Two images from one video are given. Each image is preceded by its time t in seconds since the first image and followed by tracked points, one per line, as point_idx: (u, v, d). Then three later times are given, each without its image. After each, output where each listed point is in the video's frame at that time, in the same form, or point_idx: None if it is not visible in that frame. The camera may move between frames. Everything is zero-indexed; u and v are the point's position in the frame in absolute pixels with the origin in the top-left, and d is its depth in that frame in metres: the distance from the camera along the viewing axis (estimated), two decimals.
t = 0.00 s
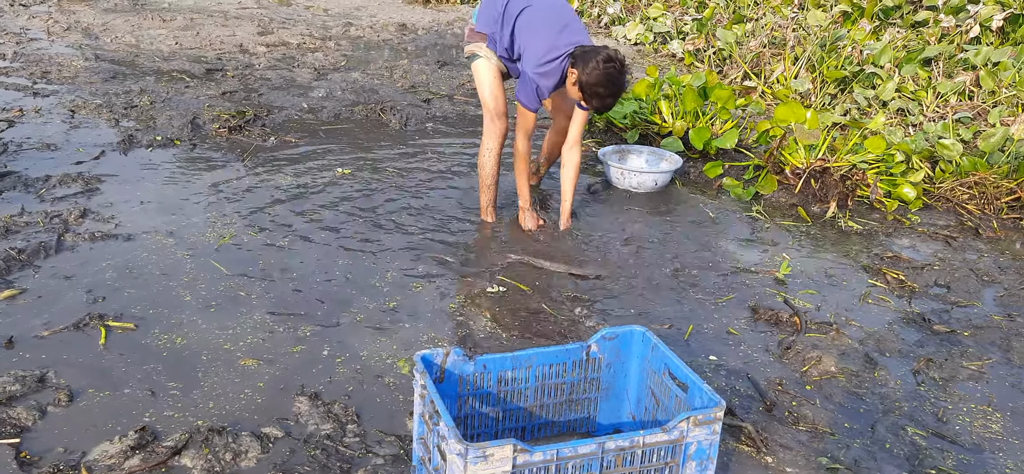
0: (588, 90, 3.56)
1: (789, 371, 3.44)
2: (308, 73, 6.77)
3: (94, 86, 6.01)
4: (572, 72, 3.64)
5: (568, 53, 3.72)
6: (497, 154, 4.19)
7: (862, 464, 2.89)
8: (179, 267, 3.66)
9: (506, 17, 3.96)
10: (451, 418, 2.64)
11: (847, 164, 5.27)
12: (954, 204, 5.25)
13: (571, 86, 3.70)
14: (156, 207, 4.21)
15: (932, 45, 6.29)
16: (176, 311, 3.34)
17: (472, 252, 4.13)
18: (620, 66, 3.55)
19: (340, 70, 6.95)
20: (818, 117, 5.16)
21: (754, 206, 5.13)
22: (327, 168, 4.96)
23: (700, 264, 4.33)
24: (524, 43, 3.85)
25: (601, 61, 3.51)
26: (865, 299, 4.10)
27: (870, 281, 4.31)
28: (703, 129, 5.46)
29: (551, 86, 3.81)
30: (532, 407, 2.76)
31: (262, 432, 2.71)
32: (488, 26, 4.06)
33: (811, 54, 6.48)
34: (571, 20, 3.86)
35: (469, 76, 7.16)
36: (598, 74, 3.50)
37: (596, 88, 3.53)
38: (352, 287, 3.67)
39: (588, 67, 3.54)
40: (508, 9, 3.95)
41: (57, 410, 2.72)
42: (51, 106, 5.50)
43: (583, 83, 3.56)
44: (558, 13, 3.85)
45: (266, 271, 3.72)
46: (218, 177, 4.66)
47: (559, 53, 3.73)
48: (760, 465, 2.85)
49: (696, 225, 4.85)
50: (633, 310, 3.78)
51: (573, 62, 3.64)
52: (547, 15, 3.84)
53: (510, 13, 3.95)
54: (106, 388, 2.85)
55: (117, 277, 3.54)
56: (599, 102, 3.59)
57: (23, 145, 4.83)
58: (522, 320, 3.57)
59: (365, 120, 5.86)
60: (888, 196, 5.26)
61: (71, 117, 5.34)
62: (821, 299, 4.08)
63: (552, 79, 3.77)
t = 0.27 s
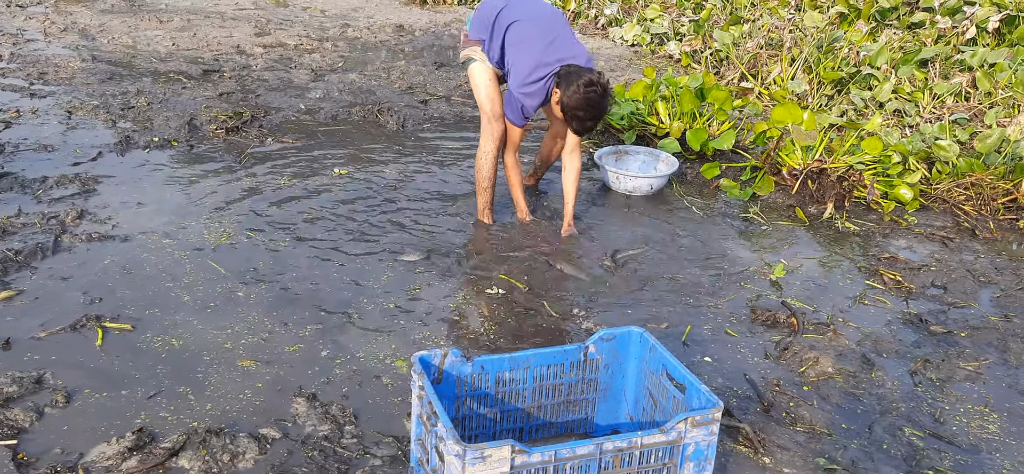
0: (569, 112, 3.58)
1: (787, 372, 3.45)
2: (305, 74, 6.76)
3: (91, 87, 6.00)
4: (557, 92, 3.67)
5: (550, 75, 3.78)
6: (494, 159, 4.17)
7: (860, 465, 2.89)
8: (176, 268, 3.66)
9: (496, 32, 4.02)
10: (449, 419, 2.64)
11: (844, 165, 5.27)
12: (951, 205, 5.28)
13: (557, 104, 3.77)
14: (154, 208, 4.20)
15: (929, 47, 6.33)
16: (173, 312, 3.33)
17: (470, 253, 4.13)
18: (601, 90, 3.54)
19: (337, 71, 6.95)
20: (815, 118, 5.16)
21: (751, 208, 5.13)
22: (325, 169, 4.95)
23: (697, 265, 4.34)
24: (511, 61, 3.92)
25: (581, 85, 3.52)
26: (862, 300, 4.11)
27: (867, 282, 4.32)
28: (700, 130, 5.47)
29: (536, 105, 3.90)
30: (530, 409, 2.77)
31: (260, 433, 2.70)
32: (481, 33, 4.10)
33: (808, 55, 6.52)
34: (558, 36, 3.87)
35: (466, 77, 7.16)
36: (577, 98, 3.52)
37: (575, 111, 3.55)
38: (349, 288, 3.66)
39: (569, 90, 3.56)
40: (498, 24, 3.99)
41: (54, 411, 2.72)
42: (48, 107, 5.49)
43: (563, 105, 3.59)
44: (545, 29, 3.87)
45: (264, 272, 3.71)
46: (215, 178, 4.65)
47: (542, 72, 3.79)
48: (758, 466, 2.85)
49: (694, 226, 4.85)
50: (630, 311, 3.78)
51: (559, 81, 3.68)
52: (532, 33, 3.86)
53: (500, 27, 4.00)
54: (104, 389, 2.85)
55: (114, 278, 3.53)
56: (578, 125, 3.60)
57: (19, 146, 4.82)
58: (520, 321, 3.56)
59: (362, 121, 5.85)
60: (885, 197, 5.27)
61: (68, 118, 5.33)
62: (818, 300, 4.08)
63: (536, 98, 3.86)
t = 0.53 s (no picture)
0: (556, 119, 3.59)
1: (784, 373, 3.45)
2: (303, 75, 6.76)
3: (88, 88, 5.99)
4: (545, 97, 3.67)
5: (539, 82, 3.78)
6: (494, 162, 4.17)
7: (857, 465, 2.90)
8: (174, 269, 3.65)
9: (490, 39, 4.05)
10: (446, 420, 2.64)
11: (842, 167, 5.24)
12: (947, 206, 5.30)
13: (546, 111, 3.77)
14: (152, 209, 4.20)
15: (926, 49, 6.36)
16: (171, 313, 3.33)
17: (468, 254, 4.13)
18: (587, 96, 3.52)
19: (335, 72, 6.95)
20: (813, 120, 5.19)
21: (747, 209, 5.12)
22: (323, 170, 4.95)
23: (695, 266, 4.34)
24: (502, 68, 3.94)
25: (566, 92, 3.52)
26: (859, 301, 4.11)
27: (864, 283, 4.32)
28: (697, 131, 5.47)
29: (528, 111, 3.91)
30: (527, 410, 2.77)
31: (257, 434, 2.70)
32: (477, 36, 4.13)
33: (806, 56, 6.55)
34: (549, 42, 3.88)
35: (464, 78, 7.16)
36: (562, 106, 3.53)
37: (562, 117, 3.56)
38: (347, 289, 3.66)
39: (555, 97, 3.57)
40: (492, 30, 4.03)
41: (51, 412, 2.71)
42: (46, 108, 5.49)
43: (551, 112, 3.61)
44: (537, 36, 3.89)
45: (262, 273, 3.71)
46: (213, 180, 4.65)
47: (532, 79, 3.79)
48: (755, 467, 2.85)
49: (692, 227, 4.86)
50: (628, 312, 3.79)
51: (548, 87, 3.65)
52: (524, 40, 3.88)
53: (494, 33, 4.03)
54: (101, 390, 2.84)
55: (111, 279, 3.53)
56: (566, 131, 3.61)
57: (17, 147, 4.81)
58: (518, 322, 3.56)
59: (360, 122, 5.86)
60: (882, 198, 5.30)
61: (65, 119, 5.33)
62: (816, 301, 4.09)
63: (527, 105, 3.87)
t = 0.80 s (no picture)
0: (546, 115, 3.54)
1: (782, 374, 3.45)
2: (301, 75, 6.76)
3: (86, 89, 5.99)
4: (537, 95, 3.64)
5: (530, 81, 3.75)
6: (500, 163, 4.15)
7: (855, 466, 2.90)
8: (172, 270, 3.65)
9: (485, 40, 4.06)
10: (445, 421, 2.64)
11: (840, 168, 5.27)
12: (945, 207, 5.30)
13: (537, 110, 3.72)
14: (150, 210, 4.20)
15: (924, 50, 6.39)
16: (168, 314, 3.33)
17: (466, 255, 4.13)
18: (575, 91, 3.47)
19: (334, 73, 6.94)
20: (810, 121, 5.19)
21: (744, 210, 5.13)
22: (321, 171, 4.95)
23: (693, 267, 4.34)
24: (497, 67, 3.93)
25: (554, 87, 3.48)
26: (857, 302, 4.12)
27: (862, 284, 4.33)
28: (696, 132, 5.47)
29: (521, 111, 3.87)
30: (525, 411, 2.77)
31: (255, 435, 2.70)
32: (473, 37, 4.15)
33: (804, 58, 6.53)
34: (542, 42, 3.86)
35: (462, 79, 7.16)
36: (552, 102, 3.49)
37: (552, 114, 3.51)
38: (345, 291, 3.66)
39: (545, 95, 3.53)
40: (487, 31, 4.04)
41: (49, 414, 2.71)
42: (44, 109, 5.48)
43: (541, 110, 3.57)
44: (530, 35, 3.88)
45: (261, 273, 3.71)
46: (211, 180, 4.64)
47: (524, 77, 3.77)
48: (753, 468, 2.86)
49: (690, 228, 4.86)
50: (626, 313, 3.79)
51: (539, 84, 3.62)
52: (517, 39, 3.87)
53: (490, 34, 4.04)
54: (99, 391, 2.84)
55: (109, 280, 3.52)
56: (557, 128, 3.55)
57: (15, 147, 4.81)
58: (516, 323, 3.56)
59: (358, 123, 5.86)
60: (880, 199, 5.31)
61: (63, 120, 5.32)
62: (814, 302, 4.09)
63: (520, 104, 3.84)
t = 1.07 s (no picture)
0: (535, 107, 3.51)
1: (781, 375, 3.45)
2: (300, 76, 6.76)
3: (85, 89, 5.98)
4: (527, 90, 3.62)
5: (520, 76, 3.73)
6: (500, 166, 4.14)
7: (853, 468, 2.90)
8: (170, 271, 3.65)
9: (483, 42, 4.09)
10: (443, 422, 2.64)
11: (838, 169, 5.27)
12: (944, 209, 5.30)
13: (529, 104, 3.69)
14: (148, 210, 4.19)
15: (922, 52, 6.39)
16: (166, 315, 3.32)
17: (465, 256, 4.13)
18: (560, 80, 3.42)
19: (332, 74, 6.94)
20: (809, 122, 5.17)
21: (743, 211, 5.14)
22: (320, 172, 4.94)
23: (692, 268, 4.34)
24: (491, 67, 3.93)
25: (539, 77, 3.45)
26: (856, 303, 4.12)
27: (861, 285, 4.33)
28: (694, 133, 5.48)
29: (515, 109, 3.83)
30: (524, 412, 2.77)
31: (254, 436, 2.70)
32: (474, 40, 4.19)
33: (802, 59, 6.53)
34: (534, 38, 3.85)
35: (461, 80, 7.16)
36: (539, 92, 3.45)
37: (540, 105, 3.47)
38: (343, 292, 3.65)
39: (532, 87, 3.51)
40: (484, 33, 4.07)
41: (47, 414, 2.71)
42: (42, 109, 5.48)
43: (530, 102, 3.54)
44: (522, 33, 3.88)
45: (259, 274, 3.71)
46: (210, 181, 4.64)
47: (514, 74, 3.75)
48: (752, 469, 2.86)
49: (689, 229, 4.86)
50: (625, 314, 3.79)
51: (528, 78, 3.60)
52: (509, 37, 3.88)
53: (487, 36, 4.06)
54: (97, 392, 2.83)
55: (107, 281, 3.52)
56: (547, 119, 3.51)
57: (13, 148, 4.80)
58: (515, 324, 3.56)
59: (357, 124, 5.86)
60: (878, 200, 5.31)
61: (61, 121, 5.32)
62: (813, 304, 4.09)
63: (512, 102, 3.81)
